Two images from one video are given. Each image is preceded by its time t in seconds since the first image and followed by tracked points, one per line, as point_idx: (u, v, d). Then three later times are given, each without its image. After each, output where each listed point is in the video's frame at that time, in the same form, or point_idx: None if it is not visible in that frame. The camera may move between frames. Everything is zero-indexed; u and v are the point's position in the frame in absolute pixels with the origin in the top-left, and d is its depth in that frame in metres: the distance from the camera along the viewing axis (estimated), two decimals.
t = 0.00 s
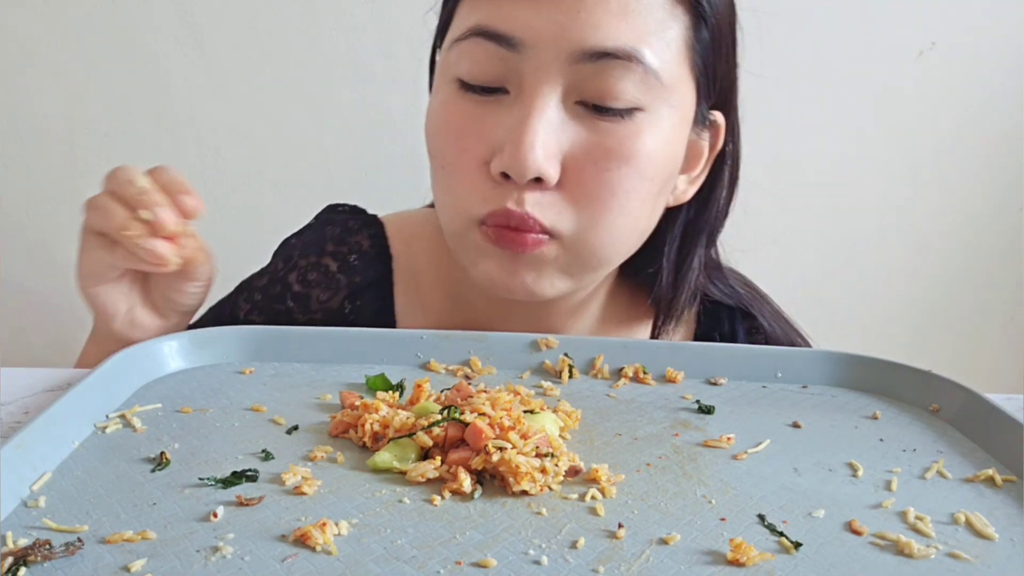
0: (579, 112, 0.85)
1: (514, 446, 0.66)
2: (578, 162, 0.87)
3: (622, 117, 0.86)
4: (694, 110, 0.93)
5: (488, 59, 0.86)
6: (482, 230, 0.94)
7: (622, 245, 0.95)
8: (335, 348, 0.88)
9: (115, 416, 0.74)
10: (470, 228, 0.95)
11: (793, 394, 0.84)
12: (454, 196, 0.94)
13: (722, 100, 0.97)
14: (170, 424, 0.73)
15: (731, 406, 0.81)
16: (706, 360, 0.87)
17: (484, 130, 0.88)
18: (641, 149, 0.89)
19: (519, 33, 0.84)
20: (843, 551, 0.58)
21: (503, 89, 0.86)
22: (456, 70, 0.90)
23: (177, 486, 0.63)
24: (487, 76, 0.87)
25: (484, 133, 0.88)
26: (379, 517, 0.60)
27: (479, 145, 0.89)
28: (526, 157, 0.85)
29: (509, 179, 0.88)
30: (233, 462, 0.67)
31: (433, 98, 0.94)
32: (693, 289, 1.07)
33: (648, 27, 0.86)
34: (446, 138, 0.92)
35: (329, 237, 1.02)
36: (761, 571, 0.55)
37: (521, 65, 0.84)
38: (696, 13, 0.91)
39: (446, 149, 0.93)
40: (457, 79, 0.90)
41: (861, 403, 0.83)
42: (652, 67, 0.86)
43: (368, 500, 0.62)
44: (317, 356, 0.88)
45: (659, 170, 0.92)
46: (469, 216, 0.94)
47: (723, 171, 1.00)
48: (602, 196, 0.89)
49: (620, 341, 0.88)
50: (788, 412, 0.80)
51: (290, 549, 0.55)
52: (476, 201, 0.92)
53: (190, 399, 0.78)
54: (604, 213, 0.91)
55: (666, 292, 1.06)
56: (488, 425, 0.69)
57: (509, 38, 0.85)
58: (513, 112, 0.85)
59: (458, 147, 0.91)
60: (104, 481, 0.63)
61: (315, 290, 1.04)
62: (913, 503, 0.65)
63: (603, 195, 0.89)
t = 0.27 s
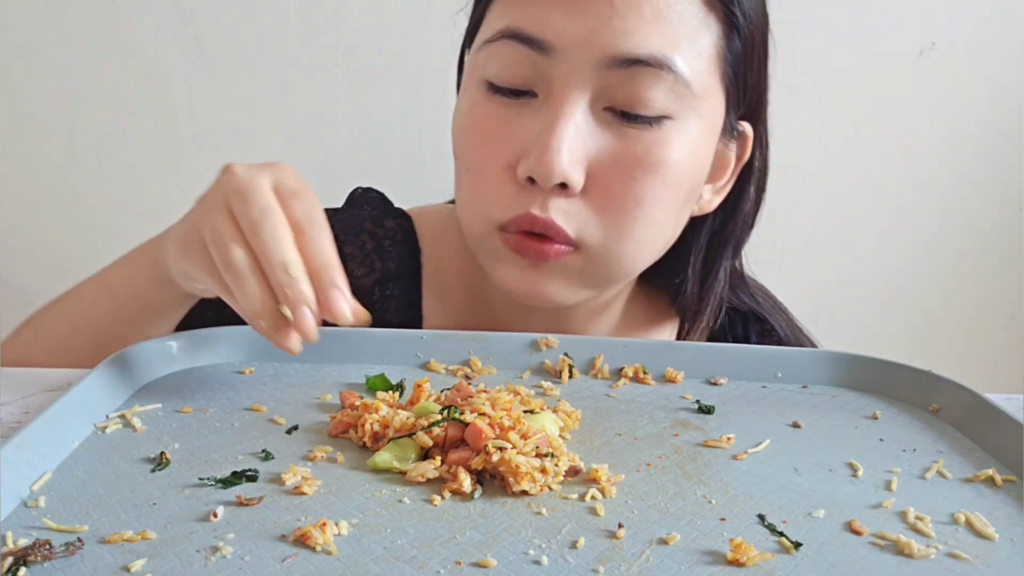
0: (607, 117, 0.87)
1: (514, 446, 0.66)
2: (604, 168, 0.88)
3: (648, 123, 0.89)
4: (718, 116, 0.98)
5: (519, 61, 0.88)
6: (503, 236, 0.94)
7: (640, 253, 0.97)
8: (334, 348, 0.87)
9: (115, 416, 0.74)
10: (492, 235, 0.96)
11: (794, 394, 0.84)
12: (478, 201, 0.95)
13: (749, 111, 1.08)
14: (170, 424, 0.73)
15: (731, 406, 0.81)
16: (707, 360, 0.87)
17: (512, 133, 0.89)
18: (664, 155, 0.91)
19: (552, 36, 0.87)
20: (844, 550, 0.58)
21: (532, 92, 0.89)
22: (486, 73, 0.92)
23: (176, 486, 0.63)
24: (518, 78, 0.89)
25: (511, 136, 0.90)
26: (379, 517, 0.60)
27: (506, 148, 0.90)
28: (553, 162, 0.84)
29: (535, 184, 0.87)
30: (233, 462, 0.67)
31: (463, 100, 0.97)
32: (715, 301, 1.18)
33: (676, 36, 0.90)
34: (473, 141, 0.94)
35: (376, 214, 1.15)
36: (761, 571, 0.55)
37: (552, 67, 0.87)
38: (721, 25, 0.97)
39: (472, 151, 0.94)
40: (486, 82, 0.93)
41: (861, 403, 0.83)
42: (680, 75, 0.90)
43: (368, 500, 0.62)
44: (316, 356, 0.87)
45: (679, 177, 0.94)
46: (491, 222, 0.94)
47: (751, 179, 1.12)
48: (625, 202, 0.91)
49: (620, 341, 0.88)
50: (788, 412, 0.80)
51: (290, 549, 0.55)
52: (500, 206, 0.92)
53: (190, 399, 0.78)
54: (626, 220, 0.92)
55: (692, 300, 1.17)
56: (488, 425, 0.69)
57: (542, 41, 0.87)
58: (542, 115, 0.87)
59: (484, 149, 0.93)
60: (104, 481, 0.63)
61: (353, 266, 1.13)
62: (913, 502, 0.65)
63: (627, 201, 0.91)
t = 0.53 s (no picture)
0: (620, 120, 0.89)
1: (514, 446, 0.66)
2: (618, 171, 0.90)
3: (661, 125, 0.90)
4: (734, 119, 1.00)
5: (535, 63, 0.90)
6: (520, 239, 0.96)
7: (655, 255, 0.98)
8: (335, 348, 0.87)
9: (115, 416, 0.74)
10: (509, 239, 0.97)
11: (794, 394, 0.84)
12: (495, 205, 0.96)
13: (767, 114, 1.12)
14: (170, 424, 0.73)
15: (731, 406, 0.81)
16: (706, 360, 0.87)
17: (528, 136, 0.91)
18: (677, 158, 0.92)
19: (568, 38, 0.88)
20: (844, 550, 0.58)
21: (548, 94, 0.90)
22: (503, 75, 0.94)
23: (176, 486, 0.63)
24: (535, 80, 0.91)
25: (527, 139, 0.91)
26: (379, 517, 0.60)
27: (522, 150, 0.92)
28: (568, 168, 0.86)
29: (550, 189, 0.89)
30: (233, 462, 0.67)
31: (480, 102, 0.98)
32: (731, 303, 1.24)
33: (691, 40, 0.91)
34: (489, 144, 0.96)
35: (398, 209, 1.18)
36: (762, 571, 0.55)
37: (567, 71, 0.88)
38: (737, 30, 0.99)
39: (488, 152, 0.96)
40: (503, 84, 0.95)
41: (861, 403, 0.83)
42: (693, 77, 0.91)
43: (368, 500, 0.62)
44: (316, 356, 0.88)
45: (693, 178, 0.95)
46: (508, 225, 0.96)
47: (767, 183, 1.18)
48: (639, 204, 0.92)
49: (620, 341, 0.88)
50: (788, 412, 0.80)
51: (290, 549, 0.55)
52: (516, 210, 0.93)
53: (190, 399, 0.78)
54: (641, 222, 0.94)
55: (709, 302, 1.23)
56: (488, 425, 0.69)
57: (558, 44, 0.89)
58: (557, 118, 0.88)
59: (500, 151, 0.94)
60: (104, 481, 0.63)
61: (377, 257, 1.15)
62: (913, 502, 0.65)
63: (642, 203, 0.93)
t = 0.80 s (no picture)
0: (655, 120, 0.89)
1: (515, 447, 0.66)
2: (653, 170, 0.91)
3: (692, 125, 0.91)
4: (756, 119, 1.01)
5: (569, 65, 0.90)
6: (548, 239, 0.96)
7: (681, 255, 0.99)
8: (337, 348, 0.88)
9: (115, 416, 0.74)
10: (536, 239, 0.97)
11: (793, 394, 0.84)
12: (523, 204, 0.96)
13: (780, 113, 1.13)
14: (170, 424, 0.73)
15: (730, 406, 0.81)
16: (707, 360, 0.87)
17: (562, 136, 0.91)
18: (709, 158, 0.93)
19: (603, 40, 0.88)
20: (844, 551, 0.58)
21: (582, 95, 0.90)
22: (533, 76, 0.93)
23: (177, 486, 0.63)
24: (567, 81, 0.91)
25: (560, 139, 0.91)
26: (379, 517, 0.60)
27: (554, 151, 0.92)
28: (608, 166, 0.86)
29: (587, 187, 0.89)
30: (233, 462, 0.67)
31: (505, 102, 0.97)
32: (741, 299, 1.23)
33: (724, 40, 0.92)
34: (517, 143, 0.95)
35: (415, 202, 1.18)
36: (761, 571, 0.55)
37: (602, 72, 0.88)
38: (763, 29, 0.99)
39: (516, 154, 0.95)
40: (531, 86, 0.94)
41: (861, 403, 0.83)
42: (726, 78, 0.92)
43: (368, 500, 0.62)
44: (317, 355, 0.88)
45: (722, 179, 0.97)
46: (537, 224, 0.95)
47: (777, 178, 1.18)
48: (671, 204, 0.93)
49: (620, 341, 0.88)
50: (788, 412, 0.80)
51: (290, 549, 0.55)
52: (547, 209, 0.94)
53: (190, 399, 0.78)
54: (671, 221, 0.95)
55: (719, 297, 1.23)
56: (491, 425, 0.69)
57: (592, 45, 0.88)
58: (595, 119, 0.88)
59: (529, 153, 0.94)
60: (104, 481, 0.63)
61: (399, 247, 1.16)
62: (913, 503, 0.65)
63: (675, 202, 0.94)
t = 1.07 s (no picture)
0: (662, 123, 0.89)
1: (515, 446, 0.66)
2: (659, 173, 0.90)
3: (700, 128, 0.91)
4: (765, 122, 1.01)
5: (578, 65, 0.90)
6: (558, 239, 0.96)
7: (688, 256, 0.99)
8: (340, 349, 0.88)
9: (115, 416, 0.74)
10: (546, 238, 0.97)
11: (793, 394, 0.84)
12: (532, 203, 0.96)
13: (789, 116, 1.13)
14: (170, 423, 0.73)
15: (731, 406, 0.80)
16: (707, 360, 0.87)
17: (570, 136, 0.91)
18: (715, 160, 0.93)
19: (611, 41, 0.88)
20: (844, 551, 0.58)
21: (590, 96, 0.90)
22: (543, 75, 0.94)
23: (177, 486, 0.63)
24: (576, 81, 0.91)
25: (569, 139, 0.91)
26: (379, 518, 0.60)
27: (562, 152, 0.92)
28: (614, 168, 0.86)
29: (593, 188, 0.89)
30: (233, 462, 0.67)
31: (514, 101, 0.98)
32: (749, 304, 1.25)
33: (732, 43, 0.92)
34: (525, 142, 0.95)
35: (424, 199, 1.19)
36: (761, 571, 0.55)
37: (611, 73, 0.88)
38: (773, 34, 1.00)
39: (524, 154, 0.95)
40: (540, 86, 0.95)
41: (861, 403, 0.83)
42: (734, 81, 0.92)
43: (368, 500, 0.62)
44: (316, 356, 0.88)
45: (729, 181, 0.97)
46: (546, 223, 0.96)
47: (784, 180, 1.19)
48: (677, 206, 0.93)
49: (620, 341, 0.88)
50: (788, 412, 0.80)
51: (290, 549, 0.55)
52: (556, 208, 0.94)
53: (190, 399, 0.78)
54: (677, 223, 0.95)
55: (726, 302, 1.24)
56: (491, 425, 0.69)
57: (601, 45, 0.88)
58: (602, 119, 0.88)
59: (537, 153, 0.94)
60: (104, 481, 0.63)
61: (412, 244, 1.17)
62: (913, 503, 0.65)
63: (682, 205, 0.94)
